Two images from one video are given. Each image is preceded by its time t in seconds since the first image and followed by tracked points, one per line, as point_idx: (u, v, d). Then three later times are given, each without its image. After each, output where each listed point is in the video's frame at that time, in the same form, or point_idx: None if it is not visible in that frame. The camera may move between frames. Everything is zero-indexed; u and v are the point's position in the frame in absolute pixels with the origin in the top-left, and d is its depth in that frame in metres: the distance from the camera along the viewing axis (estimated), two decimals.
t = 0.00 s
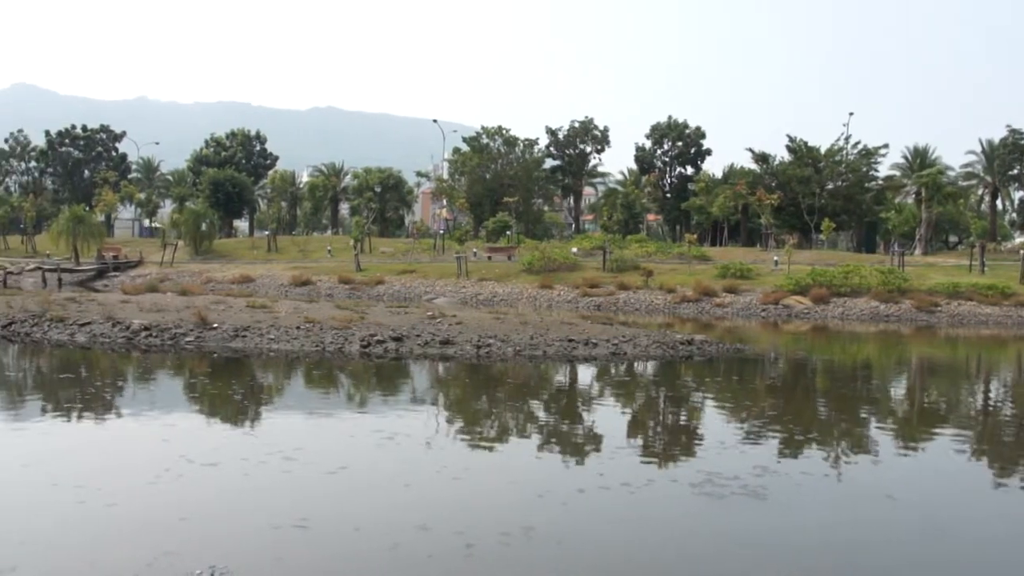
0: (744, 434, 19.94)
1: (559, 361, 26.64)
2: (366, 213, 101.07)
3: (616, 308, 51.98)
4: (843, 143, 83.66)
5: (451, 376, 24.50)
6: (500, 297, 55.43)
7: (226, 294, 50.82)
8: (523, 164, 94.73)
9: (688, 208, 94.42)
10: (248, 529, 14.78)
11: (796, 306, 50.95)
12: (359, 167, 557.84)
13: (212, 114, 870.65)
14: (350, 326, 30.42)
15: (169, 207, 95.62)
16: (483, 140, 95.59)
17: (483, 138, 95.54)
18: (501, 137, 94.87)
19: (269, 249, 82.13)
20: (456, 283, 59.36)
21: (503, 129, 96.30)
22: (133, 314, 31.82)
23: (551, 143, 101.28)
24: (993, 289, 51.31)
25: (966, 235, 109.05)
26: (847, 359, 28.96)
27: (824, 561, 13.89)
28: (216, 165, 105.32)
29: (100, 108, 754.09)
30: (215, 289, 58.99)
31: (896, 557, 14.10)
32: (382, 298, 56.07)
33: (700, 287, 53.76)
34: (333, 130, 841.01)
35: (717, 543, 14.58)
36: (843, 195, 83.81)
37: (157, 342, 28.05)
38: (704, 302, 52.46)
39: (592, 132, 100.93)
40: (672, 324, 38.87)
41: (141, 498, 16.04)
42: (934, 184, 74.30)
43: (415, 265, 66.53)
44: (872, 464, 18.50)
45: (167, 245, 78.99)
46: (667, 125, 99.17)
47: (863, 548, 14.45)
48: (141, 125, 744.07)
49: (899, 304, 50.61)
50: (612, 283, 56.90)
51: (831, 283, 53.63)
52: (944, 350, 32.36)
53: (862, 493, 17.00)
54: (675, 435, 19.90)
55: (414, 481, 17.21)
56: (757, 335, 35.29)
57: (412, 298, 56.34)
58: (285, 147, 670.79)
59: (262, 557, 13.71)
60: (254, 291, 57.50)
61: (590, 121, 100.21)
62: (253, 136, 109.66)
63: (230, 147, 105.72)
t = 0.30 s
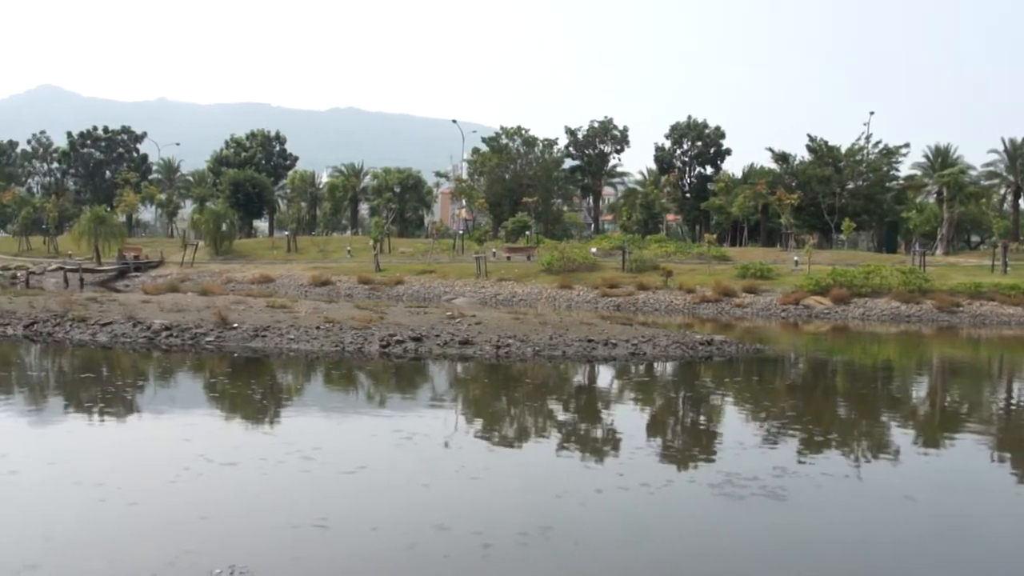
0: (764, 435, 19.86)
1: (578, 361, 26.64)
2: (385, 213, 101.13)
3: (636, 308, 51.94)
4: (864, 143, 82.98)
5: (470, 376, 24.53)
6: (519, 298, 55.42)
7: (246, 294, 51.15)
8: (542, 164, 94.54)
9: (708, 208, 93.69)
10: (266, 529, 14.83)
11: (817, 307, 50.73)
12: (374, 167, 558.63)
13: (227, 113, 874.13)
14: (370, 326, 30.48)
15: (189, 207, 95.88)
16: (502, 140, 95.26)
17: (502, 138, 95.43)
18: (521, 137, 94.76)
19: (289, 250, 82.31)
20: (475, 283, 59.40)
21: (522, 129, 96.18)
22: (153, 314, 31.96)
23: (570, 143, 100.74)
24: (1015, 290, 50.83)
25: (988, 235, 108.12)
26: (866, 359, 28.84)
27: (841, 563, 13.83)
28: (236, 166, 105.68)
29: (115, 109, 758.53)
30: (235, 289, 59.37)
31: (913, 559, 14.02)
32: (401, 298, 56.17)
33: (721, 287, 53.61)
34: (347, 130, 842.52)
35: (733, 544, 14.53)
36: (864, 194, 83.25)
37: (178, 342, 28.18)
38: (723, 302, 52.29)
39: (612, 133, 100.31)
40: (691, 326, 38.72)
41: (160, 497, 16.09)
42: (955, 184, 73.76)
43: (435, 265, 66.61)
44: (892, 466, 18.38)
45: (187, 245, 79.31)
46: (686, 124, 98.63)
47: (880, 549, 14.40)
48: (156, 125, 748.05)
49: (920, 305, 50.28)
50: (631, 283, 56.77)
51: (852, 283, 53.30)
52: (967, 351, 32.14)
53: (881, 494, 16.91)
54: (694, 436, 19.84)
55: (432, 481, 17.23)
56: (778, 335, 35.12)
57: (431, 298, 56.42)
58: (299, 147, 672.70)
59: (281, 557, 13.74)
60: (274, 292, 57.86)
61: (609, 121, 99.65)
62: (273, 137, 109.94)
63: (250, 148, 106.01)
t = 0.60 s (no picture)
0: (784, 436, 19.78)
1: (597, 361, 26.63)
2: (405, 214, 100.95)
3: (655, 308, 51.86)
4: (885, 143, 82.16)
5: (490, 376, 24.54)
6: (537, 298, 55.40)
7: (267, 294, 51.44)
8: (562, 164, 94.09)
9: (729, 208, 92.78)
10: (285, 528, 14.88)
11: (837, 308, 50.49)
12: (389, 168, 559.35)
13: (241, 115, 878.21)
14: (389, 326, 30.53)
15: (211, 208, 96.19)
16: (522, 140, 95.35)
17: (522, 138, 95.30)
18: (540, 138, 94.58)
19: (309, 250, 82.45)
20: (494, 284, 59.42)
21: (542, 129, 96.02)
22: (175, 314, 32.12)
23: (589, 144, 99.54)
24: None
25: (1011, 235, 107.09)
26: (888, 360, 28.64)
27: (861, 565, 13.74)
28: (256, 167, 106.03)
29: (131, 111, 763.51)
30: (255, 289, 59.68)
31: (933, 561, 13.92)
32: (421, 299, 56.24)
33: (741, 288, 53.45)
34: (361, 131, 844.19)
35: (751, 546, 14.45)
36: (885, 194, 82.57)
37: (198, 342, 28.29)
38: (743, 303, 52.10)
39: (632, 133, 99.09)
40: (710, 326, 38.41)
41: (179, 496, 16.16)
42: (978, 183, 73.08)
43: (455, 265, 66.66)
44: (913, 467, 18.24)
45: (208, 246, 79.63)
46: (706, 124, 98.14)
47: (900, 551, 14.30)
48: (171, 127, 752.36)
49: (942, 305, 49.90)
50: (651, 284, 56.61)
51: (873, 283, 52.93)
52: (991, 352, 31.82)
53: (902, 495, 16.80)
54: (714, 437, 19.77)
55: (450, 481, 17.24)
56: (801, 336, 34.92)
57: (450, 298, 56.48)
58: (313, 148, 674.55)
59: (299, 556, 13.78)
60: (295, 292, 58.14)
61: (628, 121, 98.56)
62: (293, 138, 110.12)
63: (270, 148, 106.30)
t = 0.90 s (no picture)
0: (805, 437, 19.69)
1: (616, 361, 26.60)
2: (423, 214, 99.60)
3: (675, 308, 51.78)
4: (906, 142, 81.31)
5: (509, 376, 24.55)
6: (556, 298, 55.34)
7: (286, 294, 51.69)
8: (581, 164, 93.52)
9: (748, 208, 92.06)
10: (303, 527, 14.91)
11: (858, 308, 50.21)
12: (403, 168, 559.77)
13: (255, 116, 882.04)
14: (408, 326, 30.58)
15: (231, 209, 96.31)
16: (541, 140, 95.07)
17: (540, 138, 95.03)
18: (559, 137, 94.15)
19: (328, 250, 82.60)
20: (513, 283, 59.48)
21: (561, 129, 95.66)
22: (195, 314, 32.26)
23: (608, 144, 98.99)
24: None
25: None
26: (909, 361, 28.43)
27: (880, 567, 13.66)
28: (276, 167, 106.29)
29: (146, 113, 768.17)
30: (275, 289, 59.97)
31: (953, 563, 13.82)
32: (439, 299, 56.30)
33: (761, 287, 53.29)
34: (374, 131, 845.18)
35: (769, 547, 14.39)
36: (906, 193, 81.69)
37: (219, 342, 28.41)
38: (763, 303, 51.93)
39: (651, 132, 98.25)
40: (730, 326, 38.18)
41: (198, 496, 16.22)
42: (1000, 183, 72.29)
43: (474, 266, 66.67)
44: (934, 469, 18.10)
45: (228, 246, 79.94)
46: (726, 124, 97.39)
47: (919, 553, 14.20)
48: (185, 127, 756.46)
49: (964, 306, 49.51)
50: (670, 283, 56.50)
51: (894, 283, 52.54)
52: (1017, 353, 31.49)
53: (921, 497, 16.67)
54: (733, 438, 19.71)
55: (469, 481, 17.23)
56: (822, 336, 34.78)
57: (469, 298, 56.53)
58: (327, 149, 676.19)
59: (317, 555, 13.81)
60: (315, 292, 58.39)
61: (647, 120, 97.80)
62: (312, 138, 110.30)
63: (290, 149, 106.51)
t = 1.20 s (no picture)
0: (826, 438, 19.60)
1: (636, 362, 26.56)
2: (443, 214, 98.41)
3: (696, 309, 51.65)
4: (928, 140, 80.27)
5: (530, 377, 24.55)
6: (577, 298, 55.26)
7: (308, 294, 51.98)
8: (601, 164, 92.44)
9: (769, 207, 91.19)
10: (323, 526, 14.97)
11: (880, 308, 49.90)
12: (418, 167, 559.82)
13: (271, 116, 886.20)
14: (429, 326, 30.63)
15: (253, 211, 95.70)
16: (561, 140, 94.04)
17: (561, 138, 94.15)
18: (579, 138, 93.29)
19: (349, 250, 82.73)
20: (534, 283, 59.48)
21: (581, 130, 94.52)
22: (217, 314, 32.41)
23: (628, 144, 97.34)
24: None
25: None
26: (932, 362, 28.23)
27: (903, 569, 13.59)
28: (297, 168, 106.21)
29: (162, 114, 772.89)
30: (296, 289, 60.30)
31: (976, 566, 13.74)
32: (460, 299, 56.36)
33: (782, 288, 53.08)
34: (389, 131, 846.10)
35: (791, 548, 14.31)
36: (929, 192, 79.89)
37: (240, 341, 28.53)
38: (785, 303, 51.75)
39: (671, 132, 97.17)
40: (749, 326, 37.99)
41: (220, 496, 16.29)
42: None
43: (495, 266, 66.65)
44: (956, 470, 17.99)
45: (249, 247, 80.22)
46: (747, 123, 95.76)
47: (941, 555, 14.13)
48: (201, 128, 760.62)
49: (987, 306, 49.13)
50: (691, 284, 56.35)
51: (916, 284, 52.12)
52: None
53: (943, 499, 16.57)
54: (754, 439, 19.64)
55: (488, 481, 17.25)
56: (844, 337, 34.58)
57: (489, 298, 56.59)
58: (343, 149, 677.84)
59: (338, 555, 13.84)
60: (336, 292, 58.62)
61: (668, 120, 96.37)
62: (333, 138, 110.35)
63: (311, 149, 106.42)
